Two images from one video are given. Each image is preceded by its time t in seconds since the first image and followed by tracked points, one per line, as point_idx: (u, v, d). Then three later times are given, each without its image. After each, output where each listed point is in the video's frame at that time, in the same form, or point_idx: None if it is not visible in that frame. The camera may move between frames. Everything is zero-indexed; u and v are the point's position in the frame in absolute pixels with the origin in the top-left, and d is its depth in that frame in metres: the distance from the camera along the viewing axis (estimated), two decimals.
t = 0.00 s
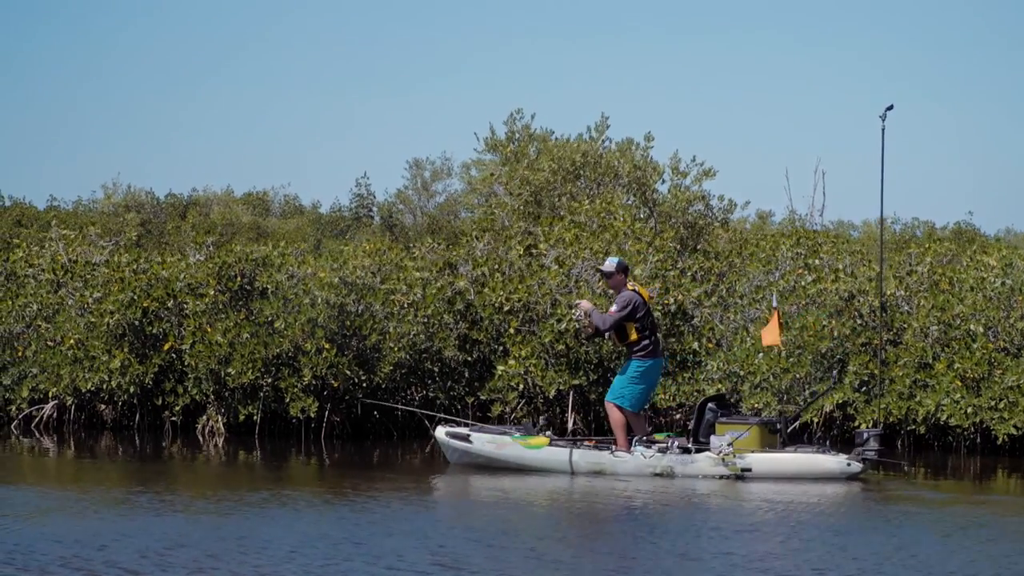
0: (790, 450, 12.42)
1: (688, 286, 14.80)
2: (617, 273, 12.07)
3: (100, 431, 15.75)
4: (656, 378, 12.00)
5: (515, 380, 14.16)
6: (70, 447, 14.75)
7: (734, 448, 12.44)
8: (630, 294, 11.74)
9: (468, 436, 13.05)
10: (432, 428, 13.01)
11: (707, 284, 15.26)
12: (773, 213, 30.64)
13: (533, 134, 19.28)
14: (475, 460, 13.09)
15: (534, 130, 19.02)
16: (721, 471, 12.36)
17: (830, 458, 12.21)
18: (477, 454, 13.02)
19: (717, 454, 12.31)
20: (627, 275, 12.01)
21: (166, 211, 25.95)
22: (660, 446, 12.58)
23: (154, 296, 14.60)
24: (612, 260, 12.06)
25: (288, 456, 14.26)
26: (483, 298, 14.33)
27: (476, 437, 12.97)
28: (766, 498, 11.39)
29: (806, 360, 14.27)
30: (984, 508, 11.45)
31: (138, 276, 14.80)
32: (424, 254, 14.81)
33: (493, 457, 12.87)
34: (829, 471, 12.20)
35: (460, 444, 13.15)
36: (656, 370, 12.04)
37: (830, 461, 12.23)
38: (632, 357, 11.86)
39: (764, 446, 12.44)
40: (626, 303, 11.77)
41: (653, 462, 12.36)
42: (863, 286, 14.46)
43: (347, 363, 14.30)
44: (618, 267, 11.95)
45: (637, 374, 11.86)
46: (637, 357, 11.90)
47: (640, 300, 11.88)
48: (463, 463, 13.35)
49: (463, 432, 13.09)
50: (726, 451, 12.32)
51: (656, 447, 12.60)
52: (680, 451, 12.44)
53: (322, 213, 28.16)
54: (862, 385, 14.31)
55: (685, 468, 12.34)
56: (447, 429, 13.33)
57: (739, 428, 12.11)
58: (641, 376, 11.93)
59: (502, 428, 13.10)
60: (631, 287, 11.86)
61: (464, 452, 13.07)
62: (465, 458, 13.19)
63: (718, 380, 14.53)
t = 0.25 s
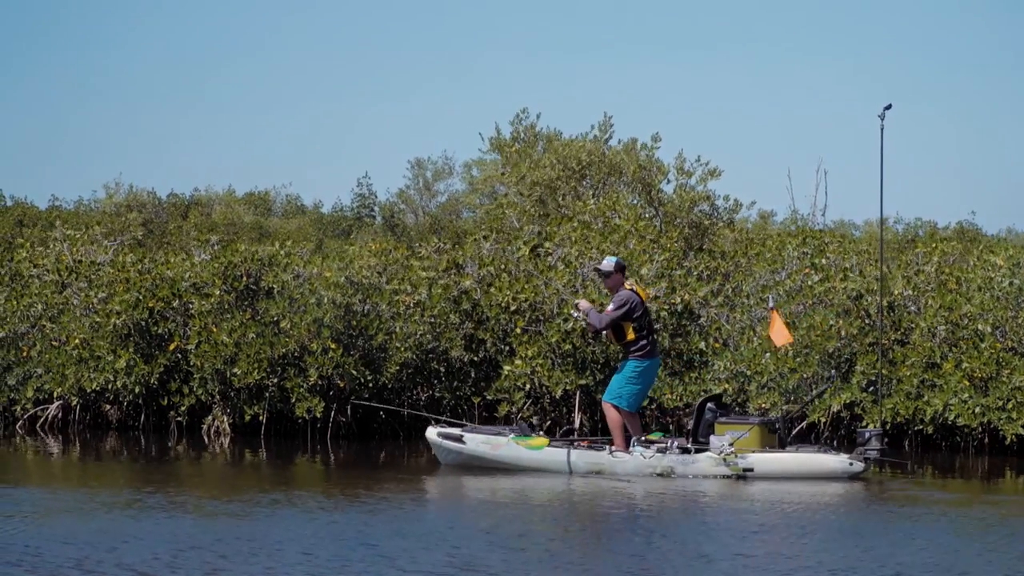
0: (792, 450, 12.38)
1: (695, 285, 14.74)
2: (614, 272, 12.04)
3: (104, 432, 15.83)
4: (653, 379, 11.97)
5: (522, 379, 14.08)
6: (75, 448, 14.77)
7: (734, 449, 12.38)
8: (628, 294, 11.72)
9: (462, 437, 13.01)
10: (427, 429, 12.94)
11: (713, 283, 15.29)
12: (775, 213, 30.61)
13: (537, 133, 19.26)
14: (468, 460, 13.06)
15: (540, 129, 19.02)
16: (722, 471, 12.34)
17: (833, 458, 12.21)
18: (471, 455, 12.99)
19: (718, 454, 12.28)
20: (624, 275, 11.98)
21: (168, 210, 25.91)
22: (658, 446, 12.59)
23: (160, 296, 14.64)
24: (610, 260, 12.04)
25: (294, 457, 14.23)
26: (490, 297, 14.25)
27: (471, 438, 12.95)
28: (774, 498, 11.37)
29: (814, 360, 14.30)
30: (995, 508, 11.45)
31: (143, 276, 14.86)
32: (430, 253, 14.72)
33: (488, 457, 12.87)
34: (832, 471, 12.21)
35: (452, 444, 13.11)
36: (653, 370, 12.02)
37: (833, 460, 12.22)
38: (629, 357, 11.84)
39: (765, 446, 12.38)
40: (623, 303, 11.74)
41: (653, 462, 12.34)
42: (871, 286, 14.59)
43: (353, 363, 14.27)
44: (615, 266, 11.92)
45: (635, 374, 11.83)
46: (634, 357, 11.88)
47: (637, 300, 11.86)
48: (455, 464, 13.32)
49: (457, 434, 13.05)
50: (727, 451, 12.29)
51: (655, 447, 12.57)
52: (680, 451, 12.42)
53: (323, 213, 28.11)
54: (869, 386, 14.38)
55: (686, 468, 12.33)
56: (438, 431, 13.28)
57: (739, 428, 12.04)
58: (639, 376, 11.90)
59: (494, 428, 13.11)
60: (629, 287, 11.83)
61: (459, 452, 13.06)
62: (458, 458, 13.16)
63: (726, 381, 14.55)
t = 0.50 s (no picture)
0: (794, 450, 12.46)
1: (702, 286, 14.69)
2: (610, 273, 12.09)
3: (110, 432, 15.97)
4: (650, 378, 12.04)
5: (528, 380, 14.07)
6: (81, 448, 14.86)
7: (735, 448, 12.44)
8: (625, 294, 11.80)
9: (456, 438, 12.90)
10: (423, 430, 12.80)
11: (719, 283, 15.19)
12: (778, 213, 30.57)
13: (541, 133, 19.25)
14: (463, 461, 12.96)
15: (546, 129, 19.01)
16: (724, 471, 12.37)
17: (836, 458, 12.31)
18: (466, 456, 12.89)
19: (720, 454, 12.32)
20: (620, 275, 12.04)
21: (170, 211, 25.92)
22: (658, 447, 12.62)
23: (165, 296, 14.80)
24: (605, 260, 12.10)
25: (300, 457, 14.24)
26: (496, 298, 14.19)
27: (467, 439, 12.86)
28: (781, 499, 11.39)
29: (821, 360, 14.34)
30: (1005, 509, 11.44)
31: (149, 277, 15.03)
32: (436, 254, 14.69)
33: (483, 458, 12.76)
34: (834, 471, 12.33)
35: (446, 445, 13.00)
36: (650, 370, 12.09)
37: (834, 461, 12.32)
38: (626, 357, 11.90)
39: (766, 446, 12.47)
40: (620, 303, 11.80)
41: (654, 463, 12.35)
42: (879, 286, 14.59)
43: (360, 363, 14.26)
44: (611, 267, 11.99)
45: (631, 374, 11.89)
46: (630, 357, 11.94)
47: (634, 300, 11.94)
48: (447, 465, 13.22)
49: (451, 435, 12.95)
50: (729, 451, 12.32)
51: (654, 448, 12.57)
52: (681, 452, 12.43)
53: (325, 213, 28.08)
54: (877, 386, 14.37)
55: (687, 468, 12.35)
56: (431, 432, 13.16)
57: (740, 429, 12.15)
58: (635, 376, 11.97)
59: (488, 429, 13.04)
60: (625, 287, 11.92)
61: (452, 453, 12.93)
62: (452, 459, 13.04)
63: (733, 381, 14.52)
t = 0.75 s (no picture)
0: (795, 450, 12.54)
1: (708, 286, 14.77)
2: (606, 273, 12.16)
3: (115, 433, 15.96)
4: (646, 378, 12.12)
5: (535, 380, 14.01)
6: (86, 448, 14.82)
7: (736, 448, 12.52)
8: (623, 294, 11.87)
9: (451, 439, 12.81)
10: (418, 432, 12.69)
11: (725, 283, 15.32)
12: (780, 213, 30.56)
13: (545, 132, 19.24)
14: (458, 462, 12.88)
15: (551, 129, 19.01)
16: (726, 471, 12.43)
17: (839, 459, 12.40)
18: (461, 456, 12.80)
19: (721, 454, 12.39)
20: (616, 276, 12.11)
21: (171, 211, 25.86)
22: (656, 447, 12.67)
23: (170, 296, 14.77)
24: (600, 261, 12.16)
25: (306, 457, 14.23)
26: (503, 298, 14.13)
27: (462, 440, 12.77)
28: (790, 498, 11.40)
29: (828, 360, 14.30)
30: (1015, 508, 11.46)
31: (155, 276, 15.02)
32: (443, 254, 14.65)
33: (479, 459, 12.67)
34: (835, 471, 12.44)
35: (441, 446, 12.91)
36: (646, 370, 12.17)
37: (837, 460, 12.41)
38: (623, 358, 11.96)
39: (765, 446, 12.59)
40: (616, 304, 11.86)
41: (654, 463, 12.38)
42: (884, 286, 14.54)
43: (366, 363, 14.23)
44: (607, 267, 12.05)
45: (628, 375, 11.96)
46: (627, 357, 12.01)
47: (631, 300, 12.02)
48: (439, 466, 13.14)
49: (446, 435, 12.86)
50: (730, 451, 12.39)
51: (653, 449, 12.59)
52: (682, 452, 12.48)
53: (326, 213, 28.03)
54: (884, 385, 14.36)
55: (688, 469, 12.38)
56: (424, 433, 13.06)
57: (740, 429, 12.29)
58: (632, 376, 12.04)
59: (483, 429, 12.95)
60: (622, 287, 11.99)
61: (446, 454, 12.83)
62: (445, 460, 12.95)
63: (739, 381, 14.50)
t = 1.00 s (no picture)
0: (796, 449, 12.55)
1: (713, 285, 14.74)
2: (599, 273, 12.17)
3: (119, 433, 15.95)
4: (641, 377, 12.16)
5: (540, 380, 13.99)
6: (89, 449, 14.78)
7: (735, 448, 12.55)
8: (620, 294, 11.88)
9: (445, 440, 12.73)
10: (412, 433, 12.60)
11: (730, 281, 15.28)
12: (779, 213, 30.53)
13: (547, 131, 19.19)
14: (451, 463, 12.81)
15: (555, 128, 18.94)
16: (726, 471, 12.39)
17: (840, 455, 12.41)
18: (455, 457, 12.73)
19: (721, 454, 12.35)
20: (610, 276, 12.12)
21: (171, 211, 25.80)
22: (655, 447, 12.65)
23: (174, 296, 14.71)
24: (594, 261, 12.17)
25: (310, 457, 14.18)
26: (508, 298, 14.07)
27: (457, 441, 12.70)
28: (797, 498, 11.38)
29: (833, 359, 14.39)
30: None
31: (158, 276, 15.00)
32: (448, 254, 14.63)
33: (474, 460, 12.60)
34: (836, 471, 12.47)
35: (434, 447, 12.83)
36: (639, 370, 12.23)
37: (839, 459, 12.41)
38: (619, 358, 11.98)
39: (764, 445, 12.64)
40: (612, 304, 11.88)
41: (653, 463, 12.32)
42: (890, 285, 14.56)
43: (371, 363, 14.16)
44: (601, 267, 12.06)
45: (625, 375, 11.98)
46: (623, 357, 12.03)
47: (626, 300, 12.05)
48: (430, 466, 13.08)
49: (440, 437, 12.76)
50: (731, 451, 12.36)
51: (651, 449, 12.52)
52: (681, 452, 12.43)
53: (327, 212, 27.96)
54: (890, 385, 14.39)
55: (687, 468, 12.34)
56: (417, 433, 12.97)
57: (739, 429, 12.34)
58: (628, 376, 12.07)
59: (477, 430, 12.89)
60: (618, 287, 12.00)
61: (441, 456, 12.75)
62: (437, 461, 12.88)
63: (745, 381, 14.48)
